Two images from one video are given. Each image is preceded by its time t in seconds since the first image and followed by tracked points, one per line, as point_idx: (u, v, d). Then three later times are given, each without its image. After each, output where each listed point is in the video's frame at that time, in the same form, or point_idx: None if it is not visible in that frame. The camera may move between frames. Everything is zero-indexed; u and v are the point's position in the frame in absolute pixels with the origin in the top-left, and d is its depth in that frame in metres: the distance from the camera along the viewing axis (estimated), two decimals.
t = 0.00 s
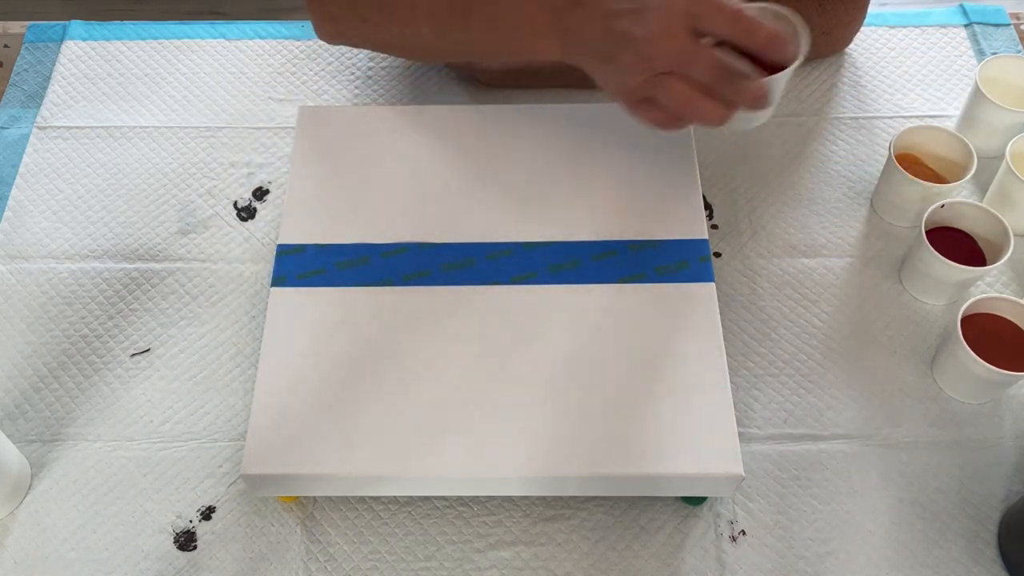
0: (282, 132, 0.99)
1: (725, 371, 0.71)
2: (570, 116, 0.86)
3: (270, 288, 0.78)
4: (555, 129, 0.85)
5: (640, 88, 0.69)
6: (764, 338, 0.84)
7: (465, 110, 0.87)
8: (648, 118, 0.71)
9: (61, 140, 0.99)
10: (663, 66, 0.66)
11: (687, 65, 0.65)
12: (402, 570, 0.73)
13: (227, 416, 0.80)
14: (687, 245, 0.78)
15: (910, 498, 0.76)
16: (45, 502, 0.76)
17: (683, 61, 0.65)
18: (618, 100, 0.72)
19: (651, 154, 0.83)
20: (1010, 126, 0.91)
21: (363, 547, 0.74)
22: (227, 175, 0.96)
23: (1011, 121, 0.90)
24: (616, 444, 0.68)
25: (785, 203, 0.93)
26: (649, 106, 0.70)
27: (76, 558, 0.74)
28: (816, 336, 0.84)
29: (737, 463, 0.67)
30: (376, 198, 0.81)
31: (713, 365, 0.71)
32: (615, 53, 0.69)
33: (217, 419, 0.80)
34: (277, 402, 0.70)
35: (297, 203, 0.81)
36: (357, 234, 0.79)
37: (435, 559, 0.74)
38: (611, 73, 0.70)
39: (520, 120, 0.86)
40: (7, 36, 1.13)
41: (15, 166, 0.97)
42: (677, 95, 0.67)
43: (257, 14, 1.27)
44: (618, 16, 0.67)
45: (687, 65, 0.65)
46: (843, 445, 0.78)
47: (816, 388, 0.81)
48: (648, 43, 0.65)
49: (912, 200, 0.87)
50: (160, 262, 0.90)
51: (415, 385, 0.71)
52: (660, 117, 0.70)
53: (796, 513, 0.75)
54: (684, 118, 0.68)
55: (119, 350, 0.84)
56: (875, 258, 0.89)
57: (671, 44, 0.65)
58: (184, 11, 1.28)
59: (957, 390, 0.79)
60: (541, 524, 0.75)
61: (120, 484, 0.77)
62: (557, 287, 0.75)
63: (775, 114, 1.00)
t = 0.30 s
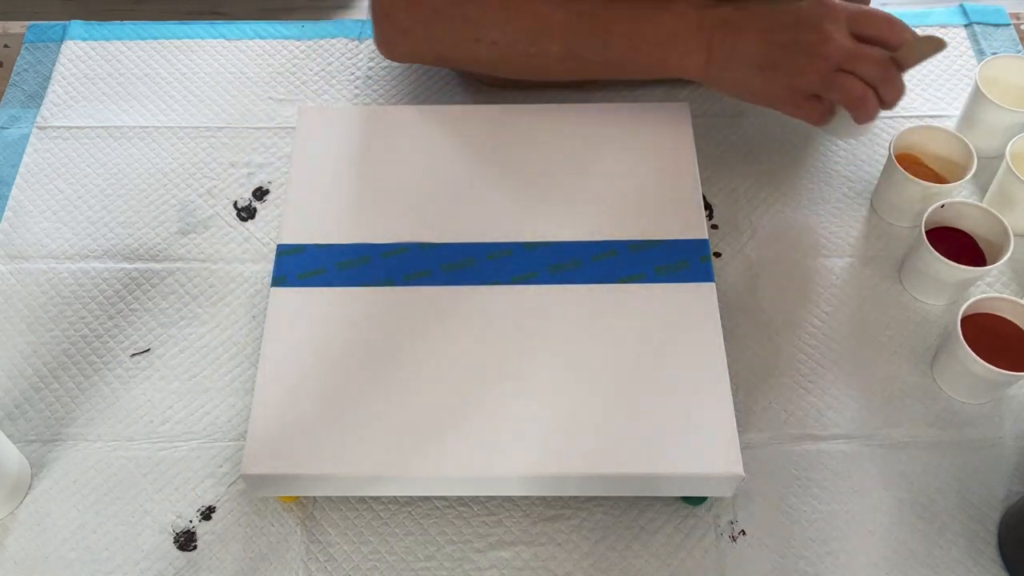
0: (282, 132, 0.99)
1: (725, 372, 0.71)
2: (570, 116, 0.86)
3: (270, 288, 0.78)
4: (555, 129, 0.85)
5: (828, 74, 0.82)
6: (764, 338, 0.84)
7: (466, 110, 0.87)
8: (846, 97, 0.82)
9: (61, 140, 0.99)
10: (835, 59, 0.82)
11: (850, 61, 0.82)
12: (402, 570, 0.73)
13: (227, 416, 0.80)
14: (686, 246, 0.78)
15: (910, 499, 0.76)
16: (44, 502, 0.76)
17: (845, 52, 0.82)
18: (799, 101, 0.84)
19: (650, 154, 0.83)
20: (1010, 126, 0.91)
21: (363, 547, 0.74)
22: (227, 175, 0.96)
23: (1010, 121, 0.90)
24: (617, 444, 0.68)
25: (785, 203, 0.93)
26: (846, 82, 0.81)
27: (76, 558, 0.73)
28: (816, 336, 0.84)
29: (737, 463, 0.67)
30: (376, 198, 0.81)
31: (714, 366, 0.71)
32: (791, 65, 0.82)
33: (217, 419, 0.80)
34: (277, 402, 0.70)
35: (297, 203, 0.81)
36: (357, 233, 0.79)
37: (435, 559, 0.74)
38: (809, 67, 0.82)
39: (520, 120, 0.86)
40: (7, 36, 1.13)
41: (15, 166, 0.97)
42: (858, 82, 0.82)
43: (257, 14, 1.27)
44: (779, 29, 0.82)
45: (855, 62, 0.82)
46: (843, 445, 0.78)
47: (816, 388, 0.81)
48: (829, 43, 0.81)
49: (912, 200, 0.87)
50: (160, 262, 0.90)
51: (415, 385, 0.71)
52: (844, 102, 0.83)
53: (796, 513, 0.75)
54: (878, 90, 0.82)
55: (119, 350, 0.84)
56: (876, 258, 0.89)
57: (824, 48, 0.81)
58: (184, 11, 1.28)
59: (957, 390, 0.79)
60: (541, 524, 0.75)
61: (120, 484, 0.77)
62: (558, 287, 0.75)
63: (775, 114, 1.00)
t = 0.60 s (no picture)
0: (283, 132, 0.99)
1: (726, 372, 0.71)
2: (570, 116, 0.86)
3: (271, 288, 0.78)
4: (555, 130, 0.85)
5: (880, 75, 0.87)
6: (764, 338, 0.84)
7: (466, 109, 0.87)
8: (891, 98, 0.88)
9: (61, 140, 0.99)
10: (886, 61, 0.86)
11: (899, 64, 0.87)
12: (402, 570, 0.73)
13: (227, 416, 0.80)
14: (686, 246, 0.78)
15: (910, 499, 0.76)
16: (44, 502, 0.76)
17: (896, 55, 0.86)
18: (850, 99, 0.88)
19: (650, 154, 0.83)
20: (1010, 126, 0.91)
21: (362, 547, 0.74)
22: (228, 175, 0.96)
23: (1010, 121, 0.90)
24: (618, 444, 0.68)
25: (785, 204, 0.93)
26: (892, 83, 0.87)
27: (76, 558, 0.73)
28: (817, 337, 0.84)
29: (738, 462, 0.67)
30: (376, 198, 0.81)
31: (714, 366, 0.71)
32: (849, 66, 0.86)
33: (218, 419, 0.80)
34: (278, 402, 0.70)
35: (297, 203, 0.81)
36: (357, 233, 0.79)
37: (435, 559, 0.74)
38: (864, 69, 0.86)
39: (521, 120, 0.86)
40: (7, 36, 1.13)
41: (15, 166, 0.97)
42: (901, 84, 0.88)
43: (257, 14, 1.27)
44: (836, 31, 0.86)
45: (903, 64, 0.87)
46: (843, 445, 0.78)
47: (816, 388, 0.81)
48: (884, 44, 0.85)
49: (912, 200, 0.87)
50: (160, 262, 0.90)
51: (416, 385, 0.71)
52: (887, 102, 0.88)
53: (796, 513, 0.75)
54: (919, 93, 0.88)
55: (119, 350, 0.84)
56: (875, 257, 0.89)
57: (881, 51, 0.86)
58: (184, 11, 1.28)
59: (956, 390, 0.79)
60: (541, 524, 0.75)
61: (120, 483, 0.77)
62: (558, 287, 0.75)
63: (775, 114, 1.00)
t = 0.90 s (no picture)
0: (283, 132, 0.99)
1: (726, 372, 0.71)
2: (570, 116, 0.86)
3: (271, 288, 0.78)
4: (555, 130, 0.85)
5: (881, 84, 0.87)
6: (765, 338, 0.84)
7: (466, 109, 0.87)
8: (890, 103, 0.88)
9: (61, 140, 0.99)
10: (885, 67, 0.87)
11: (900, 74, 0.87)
12: (402, 570, 0.73)
13: (227, 416, 0.80)
14: (686, 246, 0.78)
15: (910, 499, 0.76)
16: (44, 502, 0.76)
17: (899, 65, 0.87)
18: (851, 100, 0.89)
19: (650, 154, 0.83)
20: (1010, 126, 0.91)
21: (362, 547, 0.74)
22: (228, 175, 0.96)
23: (1010, 121, 0.90)
24: (618, 444, 0.68)
25: (785, 203, 0.93)
26: (893, 89, 0.87)
27: (76, 558, 0.73)
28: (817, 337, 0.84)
29: (738, 462, 0.67)
30: (377, 198, 0.81)
31: (714, 366, 0.71)
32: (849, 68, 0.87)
33: (218, 419, 0.80)
34: (278, 401, 0.70)
35: (297, 203, 0.81)
36: (357, 233, 0.79)
37: (435, 559, 0.74)
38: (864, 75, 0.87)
39: (521, 120, 0.86)
40: (7, 36, 1.13)
41: (15, 166, 0.97)
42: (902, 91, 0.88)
43: (257, 14, 1.27)
44: (843, 31, 0.88)
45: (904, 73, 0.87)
46: (843, 445, 0.78)
47: (816, 388, 0.81)
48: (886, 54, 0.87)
49: (912, 200, 0.87)
50: (160, 262, 0.90)
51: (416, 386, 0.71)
52: (887, 107, 0.89)
53: (796, 513, 0.75)
54: (918, 102, 0.88)
55: (119, 350, 0.84)
56: (876, 257, 0.89)
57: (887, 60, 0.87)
58: (184, 11, 1.28)
59: (956, 390, 0.79)
60: (541, 524, 0.75)
61: (120, 483, 0.77)
62: (558, 287, 0.75)
63: (775, 114, 1.00)
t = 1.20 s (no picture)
0: (283, 132, 0.99)
1: (726, 373, 0.71)
2: (570, 116, 0.86)
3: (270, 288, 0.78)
4: (555, 129, 0.85)
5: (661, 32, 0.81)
6: (765, 338, 0.84)
7: (465, 109, 0.87)
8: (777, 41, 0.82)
9: (61, 140, 0.99)
10: (801, 9, 0.83)
11: (786, 33, 0.83)
12: (402, 570, 0.73)
13: (227, 416, 0.80)
14: (687, 246, 0.78)
15: (910, 499, 0.76)
16: (44, 502, 0.76)
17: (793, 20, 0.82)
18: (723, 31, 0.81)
19: (650, 154, 0.83)
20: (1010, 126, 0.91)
21: (363, 547, 0.74)
22: (228, 175, 0.96)
23: (1010, 121, 0.90)
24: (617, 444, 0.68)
25: (785, 203, 0.93)
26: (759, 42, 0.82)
27: (76, 558, 0.73)
28: (817, 336, 0.84)
29: (738, 463, 0.67)
30: (376, 198, 0.81)
31: (713, 366, 0.71)
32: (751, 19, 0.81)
33: (217, 419, 0.80)
34: (278, 402, 0.70)
35: (297, 203, 0.81)
36: (357, 233, 0.79)
37: (435, 559, 0.74)
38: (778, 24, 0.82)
39: (520, 120, 0.86)
40: (7, 36, 1.13)
41: (15, 166, 0.97)
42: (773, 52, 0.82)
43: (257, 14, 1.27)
44: None
45: (813, 20, 0.83)
46: (843, 445, 0.78)
47: (815, 388, 0.81)
48: (761, 16, 0.81)
49: (912, 200, 0.87)
50: (160, 262, 0.90)
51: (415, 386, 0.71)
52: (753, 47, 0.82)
53: (796, 513, 0.75)
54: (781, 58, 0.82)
55: (119, 350, 0.84)
56: (876, 257, 0.89)
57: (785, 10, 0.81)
58: (184, 11, 1.28)
59: (956, 390, 0.79)
60: (541, 523, 0.75)
61: (120, 484, 0.77)
62: (558, 287, 0.75)
63: (775, 114, 1.00)
